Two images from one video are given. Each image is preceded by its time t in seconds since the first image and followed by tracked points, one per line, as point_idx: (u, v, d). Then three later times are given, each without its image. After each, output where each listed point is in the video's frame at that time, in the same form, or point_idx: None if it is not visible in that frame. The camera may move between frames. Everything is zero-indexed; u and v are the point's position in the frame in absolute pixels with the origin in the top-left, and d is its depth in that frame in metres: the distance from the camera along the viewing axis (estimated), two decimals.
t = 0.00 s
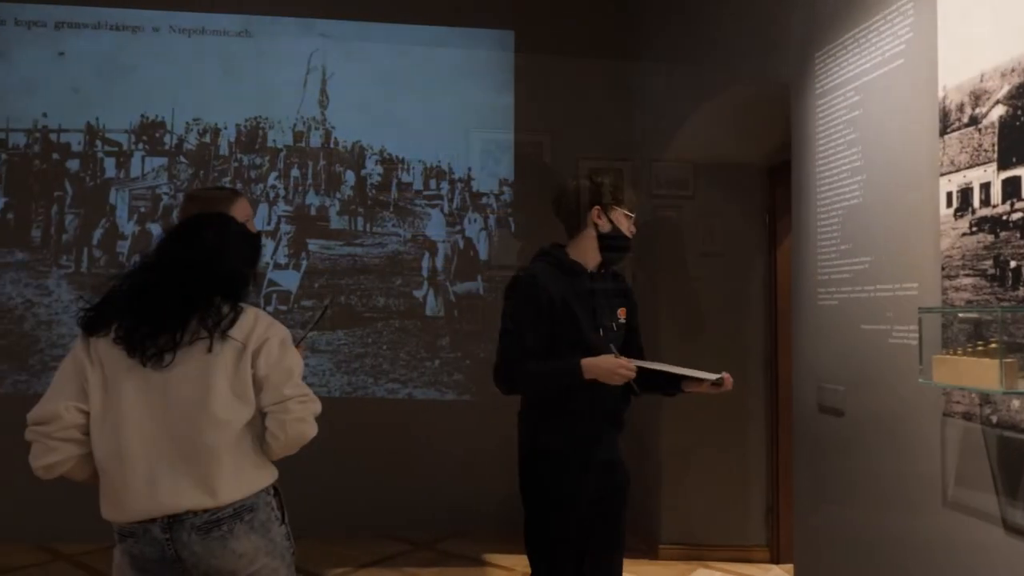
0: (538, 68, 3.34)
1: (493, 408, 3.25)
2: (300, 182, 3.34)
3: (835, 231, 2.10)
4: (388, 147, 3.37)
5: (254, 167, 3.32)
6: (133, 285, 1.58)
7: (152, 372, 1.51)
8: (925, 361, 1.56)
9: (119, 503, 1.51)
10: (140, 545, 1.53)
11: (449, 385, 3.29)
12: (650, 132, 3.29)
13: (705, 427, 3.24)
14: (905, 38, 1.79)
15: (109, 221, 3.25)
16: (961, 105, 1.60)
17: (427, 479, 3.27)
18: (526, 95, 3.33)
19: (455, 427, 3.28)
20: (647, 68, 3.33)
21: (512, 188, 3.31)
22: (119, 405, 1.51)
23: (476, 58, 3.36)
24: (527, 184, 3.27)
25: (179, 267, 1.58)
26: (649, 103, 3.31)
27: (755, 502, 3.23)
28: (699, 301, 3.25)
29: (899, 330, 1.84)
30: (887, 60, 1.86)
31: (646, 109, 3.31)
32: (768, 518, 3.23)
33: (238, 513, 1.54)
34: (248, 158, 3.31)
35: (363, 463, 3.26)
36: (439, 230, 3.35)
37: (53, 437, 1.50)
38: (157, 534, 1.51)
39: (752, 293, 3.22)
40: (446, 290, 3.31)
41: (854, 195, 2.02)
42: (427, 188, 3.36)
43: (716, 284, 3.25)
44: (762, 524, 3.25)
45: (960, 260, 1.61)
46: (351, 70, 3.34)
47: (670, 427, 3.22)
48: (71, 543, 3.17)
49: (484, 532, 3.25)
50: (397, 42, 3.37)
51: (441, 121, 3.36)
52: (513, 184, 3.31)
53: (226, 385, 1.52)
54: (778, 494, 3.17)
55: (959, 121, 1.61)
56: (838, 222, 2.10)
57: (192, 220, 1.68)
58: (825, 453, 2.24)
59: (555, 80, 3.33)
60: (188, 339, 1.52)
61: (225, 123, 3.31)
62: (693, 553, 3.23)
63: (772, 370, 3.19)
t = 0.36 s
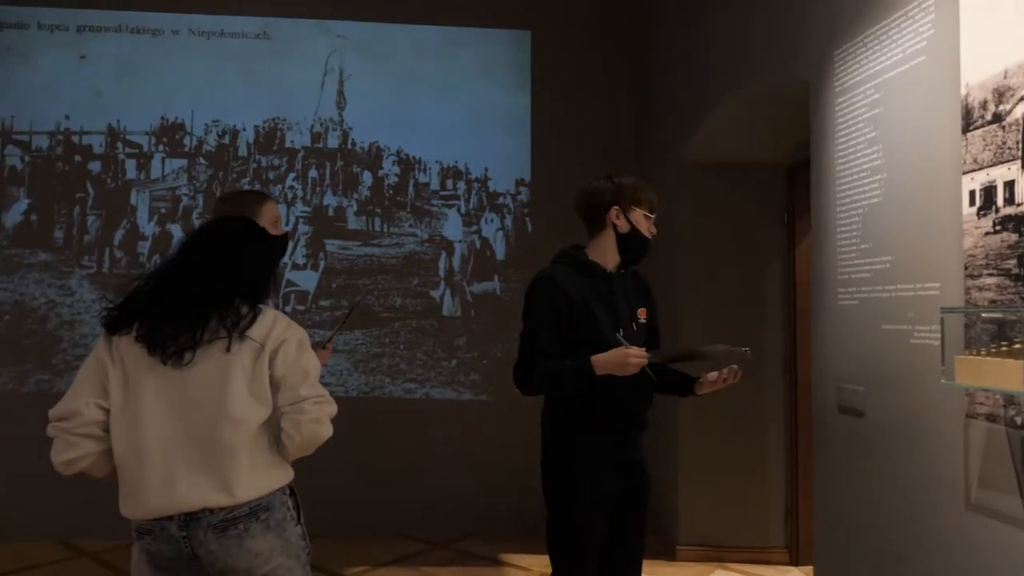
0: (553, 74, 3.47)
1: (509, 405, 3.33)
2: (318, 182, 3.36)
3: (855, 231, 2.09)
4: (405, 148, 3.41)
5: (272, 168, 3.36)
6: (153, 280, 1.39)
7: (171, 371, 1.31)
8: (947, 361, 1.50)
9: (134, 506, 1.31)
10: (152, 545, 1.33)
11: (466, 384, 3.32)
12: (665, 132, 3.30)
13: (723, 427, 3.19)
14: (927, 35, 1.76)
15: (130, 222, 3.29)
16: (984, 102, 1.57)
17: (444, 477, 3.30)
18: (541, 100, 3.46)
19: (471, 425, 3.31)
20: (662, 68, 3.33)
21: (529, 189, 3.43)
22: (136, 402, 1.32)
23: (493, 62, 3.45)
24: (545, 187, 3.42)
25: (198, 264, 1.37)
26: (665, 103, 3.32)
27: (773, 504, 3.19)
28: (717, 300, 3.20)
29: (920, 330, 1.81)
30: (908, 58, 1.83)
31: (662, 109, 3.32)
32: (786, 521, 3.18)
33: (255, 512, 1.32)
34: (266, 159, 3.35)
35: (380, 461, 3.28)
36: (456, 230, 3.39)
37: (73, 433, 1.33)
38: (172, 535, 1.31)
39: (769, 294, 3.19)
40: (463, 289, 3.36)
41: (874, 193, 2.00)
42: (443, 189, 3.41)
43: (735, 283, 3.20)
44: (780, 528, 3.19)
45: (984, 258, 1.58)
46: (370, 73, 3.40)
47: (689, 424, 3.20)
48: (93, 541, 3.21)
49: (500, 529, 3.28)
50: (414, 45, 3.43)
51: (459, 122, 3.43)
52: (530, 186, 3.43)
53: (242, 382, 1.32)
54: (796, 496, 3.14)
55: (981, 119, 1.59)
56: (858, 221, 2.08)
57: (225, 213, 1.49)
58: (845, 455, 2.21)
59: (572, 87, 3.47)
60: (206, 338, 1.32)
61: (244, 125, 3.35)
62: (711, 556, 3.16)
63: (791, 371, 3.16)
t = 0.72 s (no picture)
0: (566, 74, 3.46)
1: (522, 406, 3.33)
2: (332, 182, 3.38)
3: (869, 230, 2.07)
4: (417, 148, 3.42)
5: (286, 169, 3.38)
6: (167, 280, 1.40)
7: (180, 370, 1.32)
8: (964, 361, 1.48)
9: (144, 505, 1.32)
10: (164, 542, 1.33)
11: (479, 384, 3.33)
12: (678, 131, 3.29)
13: (737, 428, 3.18)
14: (943, 31, 1.74)
15: (145, 223, 3.32)
16: (1001, 100, 1.55)
17: (457, 477, 3.30)
18: (554, 101, 3.45)
19: (484, 425, 3.31)
20: (675, 67, 3.32)
21: (543, 189, 3.42)
22: (148, 401, 1.33)
23: (505, 62, 3.45)
24: (558, 188, 3.42)
25: (213, 262, 1.38)
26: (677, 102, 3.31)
27: (787, 505, 3.16)
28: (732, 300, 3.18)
29: (937, 331, 1.79)
30: (924, 56, 1.81)
31: (674, 108, 3.31)
32: (802, 524, 3.16)
33: (263, 512, 1.32)
34: (279, 160, 3.37)
35: (393, 461, 3.29)
36: (469, 230, 3.40)
37: (86, 431, 1.34)
38: (182, 533, 1.31)
39: (784, 294, 3.17)
40: (476, 289, 3.36)
41: (889, 192, 1.98)
42: (456, 189, 3.41)
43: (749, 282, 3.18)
44: (796, 530, 3.16)
45: (1002, 258, 1.55)
46: (382, 73, 3.42)
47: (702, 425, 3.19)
48: (109, 540, 3.24)
49: (514, 530, 3.28)
50: (426, 46, 3.44)
51: (472, 122, 3.43)
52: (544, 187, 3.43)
53: (252, 381, 1.32)
54: (811, 498, 3.11)
55: (999, 117, 1.56)
56: (873, 221, 2.06)
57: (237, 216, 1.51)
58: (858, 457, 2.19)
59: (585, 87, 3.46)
60: (216, 338, 1.32)
61: (258, 126, 3.37)
62: (726, 556, 3.14)
63: (805, 371, 3.14)
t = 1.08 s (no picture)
0: (577, 73, 3.46)
1: (533, 406, 3.33)
2: (344, 183, 3.39)
3: (884, 229, 2.05)
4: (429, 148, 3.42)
5: (297, 170, 3.39)
6: (182, 281, 1.41)
7: (189, 370, 1.32)
8: (979, 362, 1.46)
9: (156, 502, 1.33)
10: (174, 539, 1.34)
11: (490, 384, 3.33)
12: (690, 130, 3.28)
13: (749, 429, 3.16)
14: (959, 29, 1.73)
15: (159, 223, 3.35)
16: (1017, 98, 1.53)
17: (468, 476, 3.31)
18: (565, 100, 3.45)
19: (495, 425, 3.31)
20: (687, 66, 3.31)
21: (554, 189, 3.42)
22: (160, 400, 1.34)
23: (516, 62, 3.45)
24: (570, 188, 3.42)
25: (227, 263, 1.39)
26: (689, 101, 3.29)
27: (800, 506, 3.14)
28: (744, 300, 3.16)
29: (952, 331, 1.77)
30: (939, 53, 1.79)
31: (686, 107, 3.30)
32: (814, 525, 3.14)
33: (269, 510, 1.32)
34: (291, 160, 3.39)
35: (404, 460, 3.30)
36: (480, 230, 3.40)
37: (102, 430, 1.36)
38: (191, 531, 1.32)
39: (796, 294, 3.15)
40: (487, 289, 3.36)
41: (903, 191, 1.96)
42: (467, 189, 3.41)
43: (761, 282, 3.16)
44: (808, 531, 3.14)
45: (1019, 258, 1.53)
46: (394, 74, 3.42)
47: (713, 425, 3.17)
48: (124, 538, 3.26)
49: (525, 530, 3.28)
50: (437, 46, 3.44)
51: (483, 122, 3.44)
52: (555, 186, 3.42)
53: (257, 381, 1.32)
54: (824, 499, 3.09)
55: (1015, 115, 1.54)
56: (887, 220, 2.04)
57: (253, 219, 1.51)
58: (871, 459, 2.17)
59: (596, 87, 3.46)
60: (224, 338, 1.32)
61: (271, 127, 3.39)
62: (737, 557, 3.13)
63: (819, 371, 3.12)
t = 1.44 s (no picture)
0: (593, 73, 3.45)
1: (550, 406, 3.33)
2: (361, 183, 3.40)
3: (905, 227, 2.03)
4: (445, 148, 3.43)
5: (315, 170, 3.41)
6: (202, 282, 1.42)
7: (207, 371, 1.33)
8: (1002, 362, 1.44)
9: (179, 502, 1.34)
10: (195, 536, 1.36)
11: (506, 384, 3.33)
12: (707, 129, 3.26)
13: (767, 429, 3.14)
14: (980, 25, 1.71)
15: (178, 224, 3.38)
16: None
17: (485, 476, 3.31)
18: (581, 100, 3.44)
19: (512, 425, 3.32)
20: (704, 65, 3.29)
21: (570, 188, 3.42)
22: (181, 403, 1.35)
23: (532, 62, 3.45)
24: (586, 188, 3.41)
25: (246, 265, 1.40)
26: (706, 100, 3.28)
27: (820, 507, 3.11)
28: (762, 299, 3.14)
29: (975, 330, 1.75)
30: (961, 50, 1.77)
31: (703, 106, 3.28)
32: (835, 526, 3.11)
33: (288, 507, 1.33)
34: (309, 161, 3.41)
35: (421, 460, 3.30)
36: (496, 230, 3.40)
37: (131, 435, 1.38)
38: (212, 526, 1.33)
39: (814, 294, 3.13)
40: (503, 289, 3.36)
41: (925, 188, 1.94)
42: (483, 189, 3.42)
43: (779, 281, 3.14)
44: (828, 532, 3.11)
45: None
46: (410, 75, 3.44)
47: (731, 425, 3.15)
48: (145, 536, 3.30)
49: (543, 530, 3.28)
50: (453, 46, 3.45)
51: (499, 122, 3.44)
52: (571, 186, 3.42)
53: (268, 381, 1.33)
54: (844, 500, 3.06)
55: None
56: (909, 218, 2.02)
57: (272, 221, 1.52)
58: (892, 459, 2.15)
59: (612, 86, 3.45)
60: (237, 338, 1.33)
61: (288, 128, 3.41)
62: (757, 559, 3.11)
63: (838, 371, 3.09)
